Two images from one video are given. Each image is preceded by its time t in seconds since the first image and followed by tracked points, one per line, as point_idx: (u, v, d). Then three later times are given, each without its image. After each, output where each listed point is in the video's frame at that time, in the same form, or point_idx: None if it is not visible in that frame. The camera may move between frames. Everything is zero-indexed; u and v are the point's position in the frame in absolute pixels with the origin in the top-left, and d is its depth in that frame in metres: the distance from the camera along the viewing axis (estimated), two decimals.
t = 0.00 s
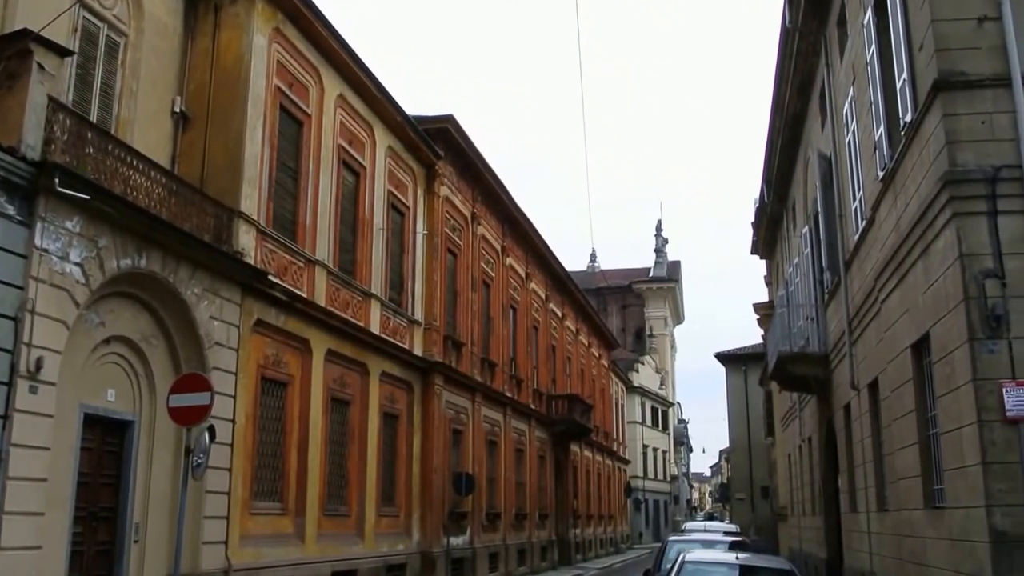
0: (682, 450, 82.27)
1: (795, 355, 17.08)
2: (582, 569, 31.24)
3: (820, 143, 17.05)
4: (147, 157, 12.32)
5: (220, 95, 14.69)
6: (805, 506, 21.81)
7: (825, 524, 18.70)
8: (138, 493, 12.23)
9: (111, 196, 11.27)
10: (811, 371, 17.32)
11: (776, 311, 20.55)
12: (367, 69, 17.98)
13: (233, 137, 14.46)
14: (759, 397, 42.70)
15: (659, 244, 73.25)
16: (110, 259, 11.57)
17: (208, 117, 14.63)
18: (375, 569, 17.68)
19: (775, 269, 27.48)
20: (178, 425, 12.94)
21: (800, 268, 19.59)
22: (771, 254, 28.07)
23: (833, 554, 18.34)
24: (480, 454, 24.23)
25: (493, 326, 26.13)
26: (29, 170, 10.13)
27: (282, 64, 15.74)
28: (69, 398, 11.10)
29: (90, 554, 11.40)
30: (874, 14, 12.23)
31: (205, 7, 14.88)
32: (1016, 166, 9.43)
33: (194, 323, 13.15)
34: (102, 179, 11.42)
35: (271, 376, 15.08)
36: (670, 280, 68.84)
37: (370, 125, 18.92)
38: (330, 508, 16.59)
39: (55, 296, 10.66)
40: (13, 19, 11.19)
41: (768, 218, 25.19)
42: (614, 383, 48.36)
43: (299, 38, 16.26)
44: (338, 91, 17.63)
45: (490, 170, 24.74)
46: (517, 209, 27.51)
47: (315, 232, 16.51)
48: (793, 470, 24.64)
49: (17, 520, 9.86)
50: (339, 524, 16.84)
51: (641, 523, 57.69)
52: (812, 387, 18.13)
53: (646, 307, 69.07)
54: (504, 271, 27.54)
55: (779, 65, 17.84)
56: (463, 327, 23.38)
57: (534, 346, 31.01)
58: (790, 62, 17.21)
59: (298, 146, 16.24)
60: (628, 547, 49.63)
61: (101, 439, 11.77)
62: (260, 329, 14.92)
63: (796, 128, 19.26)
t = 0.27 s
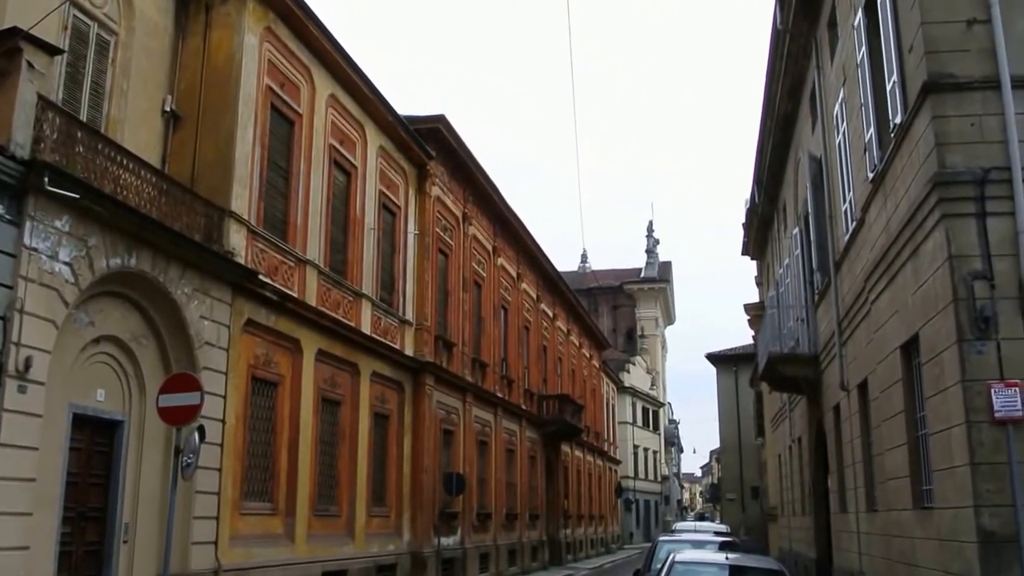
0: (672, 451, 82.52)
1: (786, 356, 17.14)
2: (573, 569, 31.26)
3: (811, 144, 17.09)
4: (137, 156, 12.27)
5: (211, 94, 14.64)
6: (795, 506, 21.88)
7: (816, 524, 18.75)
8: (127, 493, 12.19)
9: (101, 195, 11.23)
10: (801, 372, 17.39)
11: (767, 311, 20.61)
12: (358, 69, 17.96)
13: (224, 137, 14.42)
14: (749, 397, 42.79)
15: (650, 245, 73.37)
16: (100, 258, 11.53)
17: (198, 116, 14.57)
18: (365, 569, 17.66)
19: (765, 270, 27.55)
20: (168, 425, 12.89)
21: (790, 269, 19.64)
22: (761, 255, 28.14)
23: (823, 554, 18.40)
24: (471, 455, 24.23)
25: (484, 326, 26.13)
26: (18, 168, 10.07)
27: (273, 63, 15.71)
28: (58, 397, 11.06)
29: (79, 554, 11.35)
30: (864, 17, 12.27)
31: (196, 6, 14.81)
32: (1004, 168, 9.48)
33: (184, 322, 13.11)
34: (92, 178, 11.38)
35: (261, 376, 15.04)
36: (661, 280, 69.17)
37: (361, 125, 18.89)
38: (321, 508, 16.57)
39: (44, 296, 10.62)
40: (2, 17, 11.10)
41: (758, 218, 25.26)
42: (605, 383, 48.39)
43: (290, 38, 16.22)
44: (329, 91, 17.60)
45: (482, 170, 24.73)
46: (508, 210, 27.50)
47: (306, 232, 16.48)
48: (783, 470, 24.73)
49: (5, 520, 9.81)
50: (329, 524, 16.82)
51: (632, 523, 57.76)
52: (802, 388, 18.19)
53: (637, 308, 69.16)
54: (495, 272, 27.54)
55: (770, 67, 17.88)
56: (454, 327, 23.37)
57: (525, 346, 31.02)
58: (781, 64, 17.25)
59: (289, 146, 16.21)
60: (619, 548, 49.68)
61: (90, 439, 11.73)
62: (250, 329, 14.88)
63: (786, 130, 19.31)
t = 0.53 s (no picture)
0: (663, 451, 82.63)
1: (776, 356, 17.19)
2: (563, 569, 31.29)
3: (802, 146, 17.14)
4: (127, 155, 12.23)
5: (201, 93, 14.60)
6: (785, 506, 21.95)
7: (806, 525, 18.80)
8: (117, 494, 12.15)
9: (91, 194, 11.18)
10: (791, 372, 17.44)
11: (757, 312, 20.66)
12: (350, 68, 17.95)
13: (215, 136, 14.39)
14: (739, 398, 42.89)
15: (641, 245, 73.48)
16: (89, 257, 11.49)
17: (189, 115, 14.53)
18: (355, 569, 17.64)
19: (756, 271, 27.62)
20: (157, 425, 12.86)
21: (780, 270, 19.70)
22: (752, 256, 28.22)
23: (812, 555, 18.45)
24: (461, 455, 24.22)
25: (475, 326, 26.13)
26: (8, 167, 10.01)
27: (264, 62, 15.68)
28: (47, 397, 11.02)
29: (68, 555, 11.31)
30: (855, 19, 12.32)
31: (187, 4, 14.75)
32: (993, 170, 9.52)
33: (174, 322, 13.08)
34: (82, 177, 11.33)
35: (251, 376, 15.01)
36: (654, 281, 68.85)
37: (353, 125, 18.87)
38: (311, 509, 16.54)
39: (33, 295, 10.58)
40: None
41: (748, 219, 25.32)
42: (596, 384, 48.43)
43: (281, 37, 16.19)
44: (321, 90, 17.58)
45: (473, 170, 24.73)
46: (500, 210, 27.50)
47: (296, 232, 16.46)
48: (773, 471, 24.80)
49: None
50: (319, 524, 16.79)
51: (622, 523, 57.80)
52: (793, 388, 18.24)
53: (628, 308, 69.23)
54: (486, 272, 27.54)
55: (761, 68, 17.93)
56: (445, 327, 23.36)
57: (516, 346, 31.02)
58: (772, 65, 17.30)
59: (280, 145, 16.18)
60: (609, 548, 49.74)
61: (79, 439, 11.69)
62: (240, 329, 14.85)
63: (777, 131, 19.36)
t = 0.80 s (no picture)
0: (653, 452, 82.72)
1: (767, 357, 17.23)
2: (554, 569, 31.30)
3: (792, 147, 17.18)
4: (117, 154, 12.19)
5: (192, 92, 14.56)
6: (775, 507, 22.01)
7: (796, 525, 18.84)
8: (106, 494, 12.10)
9: (81, 193, 11.14)
10: (781, 373, 17.49)
11: (748, 313, 20.71)
12: (341, 68, 17.92)
13: (205, 135, 14.35)
14: (730, 398, 42.98)
15: (632, 246, 73.58)
16: (79, 257, 11.45)
17: (180, 114, 14.48)
18: (345, 570, 17.61)
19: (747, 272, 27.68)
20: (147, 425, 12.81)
21: (771, 271, 19.75)
22: (743, 257, 28.27)
23: (802, 555, 18.49)
24: (452, 455, 24.21)
25: (466, 326, 26.12)
26: None
27: (255, 61, 15.64)
28: (36, 396, 10.98)
29: (57, 555, 11.27)
30: (846, 21, 12.36)
31: (177, 3, 14.70)
32: (982, 171, 9.56)
33: (164, 322, 13.04)
34: (72, 176, 11.28)
35: (242, 376, 14.97)
36: (642, 283, 69.53)
37: (344, 125, 18.84)
38: (301, 509, 16.51)
39: (22, 294, 10.54)
40: None
41: (739, 220, 25.37)
42: (587, 384, 48.47)
43: (273, 36, 16.16)
44: (312, 90, 17.55)
45: (465, 170, 24.73)
46: (491, 210, 27.49)
47: (287, 232, 16.43)
48: (763, 471, 24.86)
49: None
50: (310, 524, 16.76)
51: (613, 524, 57.83)
52: (783, 389, 18.29)
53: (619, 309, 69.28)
54: (477, 272, 27.53)
55: (752, 70, 17.97)
56: (436, 327, 23.35)
57: (507, 346, 31.01)
58: (763, 67, 17.34)
59: (271, 144, 16.14)
60: (600, 548, 49.79)
61: (68, 439, 11.64)
62: (230, 329, 14.81)
63: (768, 132, 19.40)
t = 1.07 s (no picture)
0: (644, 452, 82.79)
1: (757, 357, 17.28)
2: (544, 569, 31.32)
3: (783, 148, 17.23)
4: (107, 153, 12.15)
5: (183, 91, 14.52)
6: (766, 507, 22.07)
7: (786, 525, 18.89)
8: (95, 494, 12.06)
9: (71, 192, 11.10)
10: (771, 374, 17.54)
11: (739, 313, 20.76)
12: (332, 68, 17.90)
13: (196, 134, 14.32)
14: (720, 398, 43.06)
15: (623, 246, 73.64)
16: (69, 256, 11.40)
17: (171, 113, 14.43)
18: (336, 570, 17.59)
19: (737, 273, 27.74)
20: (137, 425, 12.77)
21: (762, 271, 19.80)
22: (733, 258, 28.33)
23: (792, 555, 18.54)
24: (443, 455, 24.19)
25: (457, 326, 26.12)
26: None
27: (246, 61, 15.60)
28: (25, 396, 10.93)
29: (46, 555, 11.23)
30: (837, 23, 12.40)
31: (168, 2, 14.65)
32: (971, 173, 9.60)
33: (154, 321, 13.00)
34: (61, 175, 11.24)
35: (232, 376, 14.94)
36: (634, 283, 69.56)
37: (335, 124, 18.82)
38: (292, 509, 16.49)
39: (11, 293, 10.49)
40: None
41: (730, 221, 25.43)
42: (578, 384, 48.48)
43: (264, 35, 16.12)
44: (303, 89, 17.52)
45: (456, 170, 24.72)
46: (482, 210, 27.49)
47: (278, 231, 16.40)
48: (754, 471, 24.92)
49: None
50: (300, 524, 16.73)
51: (603, 524, 57.88)
52: (773, 390, 18.34)
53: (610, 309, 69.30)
54: (469, 272, 27.53)
55: (744, 71, 18.01)
56: (427, 327, 23.33)
57: (498, 346, 31.02)
58: (754, 68, 17.38)
59: (262, 144, 16.11)
60: (590, 548, 49.84)
61: (58, 439, 11.60)
62: (221, 328, 14.77)
63: (759, 133, 19.46)
